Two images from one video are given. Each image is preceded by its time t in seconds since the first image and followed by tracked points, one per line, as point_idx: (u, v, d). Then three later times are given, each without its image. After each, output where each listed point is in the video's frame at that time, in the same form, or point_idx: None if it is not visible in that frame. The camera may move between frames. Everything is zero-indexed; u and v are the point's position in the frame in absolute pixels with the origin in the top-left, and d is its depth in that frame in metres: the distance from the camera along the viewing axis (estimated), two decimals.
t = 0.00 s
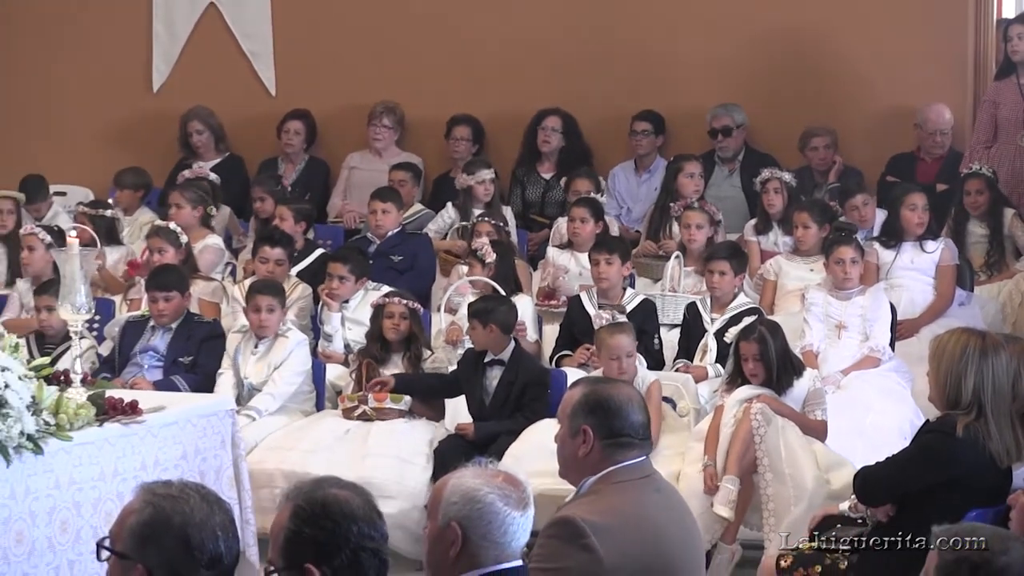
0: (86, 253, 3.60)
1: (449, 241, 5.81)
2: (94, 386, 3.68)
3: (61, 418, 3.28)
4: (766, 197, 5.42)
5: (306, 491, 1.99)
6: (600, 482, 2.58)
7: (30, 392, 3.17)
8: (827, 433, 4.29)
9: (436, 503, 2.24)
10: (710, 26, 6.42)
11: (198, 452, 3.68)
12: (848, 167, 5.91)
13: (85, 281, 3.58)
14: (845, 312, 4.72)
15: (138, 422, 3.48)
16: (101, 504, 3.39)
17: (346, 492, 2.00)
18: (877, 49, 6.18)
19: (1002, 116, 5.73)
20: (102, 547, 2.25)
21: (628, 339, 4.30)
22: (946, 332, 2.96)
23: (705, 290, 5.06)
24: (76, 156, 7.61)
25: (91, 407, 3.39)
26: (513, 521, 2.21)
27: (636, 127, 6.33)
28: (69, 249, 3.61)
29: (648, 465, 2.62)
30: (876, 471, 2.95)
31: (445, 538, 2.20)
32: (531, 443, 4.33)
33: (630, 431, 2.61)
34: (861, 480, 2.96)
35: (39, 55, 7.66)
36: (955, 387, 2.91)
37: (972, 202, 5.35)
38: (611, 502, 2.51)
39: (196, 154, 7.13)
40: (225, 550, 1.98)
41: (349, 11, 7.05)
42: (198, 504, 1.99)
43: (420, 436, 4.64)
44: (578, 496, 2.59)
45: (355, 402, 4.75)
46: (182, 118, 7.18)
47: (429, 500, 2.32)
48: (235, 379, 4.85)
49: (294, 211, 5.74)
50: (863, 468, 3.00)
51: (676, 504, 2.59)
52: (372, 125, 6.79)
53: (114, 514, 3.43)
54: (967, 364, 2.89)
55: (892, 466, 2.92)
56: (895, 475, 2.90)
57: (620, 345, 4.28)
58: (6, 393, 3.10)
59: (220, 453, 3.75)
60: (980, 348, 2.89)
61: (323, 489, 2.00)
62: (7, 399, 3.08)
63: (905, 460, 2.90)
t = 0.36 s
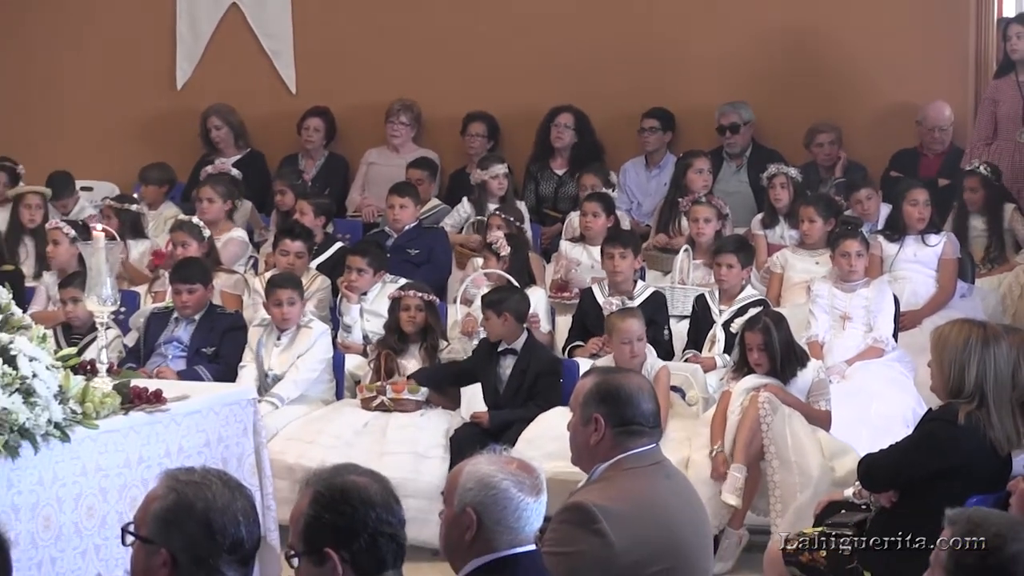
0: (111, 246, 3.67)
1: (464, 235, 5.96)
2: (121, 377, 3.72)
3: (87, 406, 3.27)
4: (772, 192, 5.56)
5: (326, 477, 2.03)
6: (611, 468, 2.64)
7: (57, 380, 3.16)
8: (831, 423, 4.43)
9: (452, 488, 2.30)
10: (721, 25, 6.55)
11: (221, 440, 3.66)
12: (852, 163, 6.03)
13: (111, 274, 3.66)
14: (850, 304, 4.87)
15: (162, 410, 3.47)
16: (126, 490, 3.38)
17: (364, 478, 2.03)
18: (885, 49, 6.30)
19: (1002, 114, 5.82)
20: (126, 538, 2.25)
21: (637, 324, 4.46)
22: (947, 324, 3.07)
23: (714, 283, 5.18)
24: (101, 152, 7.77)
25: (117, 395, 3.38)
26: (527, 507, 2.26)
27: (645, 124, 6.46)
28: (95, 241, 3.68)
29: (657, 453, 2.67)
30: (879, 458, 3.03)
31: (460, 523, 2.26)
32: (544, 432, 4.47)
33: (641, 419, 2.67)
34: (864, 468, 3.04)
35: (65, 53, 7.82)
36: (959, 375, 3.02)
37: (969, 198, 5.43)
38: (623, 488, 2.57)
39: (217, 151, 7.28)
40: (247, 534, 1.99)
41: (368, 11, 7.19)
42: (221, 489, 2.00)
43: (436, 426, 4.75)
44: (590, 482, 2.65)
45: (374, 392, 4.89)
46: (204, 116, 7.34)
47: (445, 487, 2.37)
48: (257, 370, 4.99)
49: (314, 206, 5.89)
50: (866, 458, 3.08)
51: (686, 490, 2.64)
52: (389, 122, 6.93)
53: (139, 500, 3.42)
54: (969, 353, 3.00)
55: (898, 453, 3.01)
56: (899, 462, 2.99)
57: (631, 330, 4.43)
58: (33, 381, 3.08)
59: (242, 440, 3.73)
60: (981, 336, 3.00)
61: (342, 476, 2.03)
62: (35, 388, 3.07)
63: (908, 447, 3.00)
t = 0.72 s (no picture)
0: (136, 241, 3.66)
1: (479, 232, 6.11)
2: (145, 367, 3.80)
3: (113, 397, 3.32)
4: (779, 190, 5.67)
5: (343, 466, 2.06)
6: (621, 459, 2.70)
7: (83, 371, 3.20)
8: (835, 416, 4.56)
9: (466, 478, 2.32)
10: (731, 28, 6.68)
11: (242, 430, 3.71)
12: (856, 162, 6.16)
13: (135, 268, 3.65)
14: (854, 300, 4.98)
15: (184, 401, 3.53)
16: (150, 478, 3.44)
17: (381, 468, 2.07)
18: (890, 53, 6.43)
19: (1002, 115, 5.93)
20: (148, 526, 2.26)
21: (647, 315, 4.61)
22: (949, 319, 3.16)
23: (721, 278, 5.32)
24: (126, 150, 7.94)
25: (141, 387, 3.42)
26: (539, 497, 2.28)
27: (653, 124, 6.59)
28: (121, 236, 3.66)
29: (666, 444, 2.73)
30: (884, 450, 3.08)
31: (475, 511, 2.29)
32: (560, 425, 4.60)
33: (650, 411, 2.73)
34: (869, 460, 3.09)
35: (91, 53, 7.97)
36: (964, 370, 3.11)
37: (970, 197, 5.53)
38: (633, 477, 2.63)
39: (237, 149, 7.42)
40: (267, 522, 2.00)
41: (386, 12, 7.34)
42: (242, 478, 2.01)
43: (451, 416, 4.89)
44: (601, 473, 2.71)
45: (390, 384, 5.01)
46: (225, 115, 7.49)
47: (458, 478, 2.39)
48: (275, 362, 5.12)
49: (333, 202, 6.05)
50: (869, 449, 3.13)
51: (693, 480, 2.71)
52: (406, 121, 7.07)
53: (162, 488, 3.47)
54: (974, 349, 3.10)
55: (900, 445, 3.09)
56: (905, 454, 3.06)
57: (641, 321, 4.59)
58: (60, 372, 3.11)
59: (262, 431, 3.78)
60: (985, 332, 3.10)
61: (359, 465, 2.06)
62: (61, 378, 3.10)
63: (913, 440, 3.07)
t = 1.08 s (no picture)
0: (160, 244, 3.77)
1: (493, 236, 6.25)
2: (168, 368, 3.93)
3: (138, 395, 3.46)
4: (785, 196, 5.82)
5: (361, 464, 2.04)
6: (632, 458, 2.76)
7: (109, 370, 3.32)
8: (840, 415, 4.68)
9: (479, 475, 2.31)
10: (740, 38, 6.81)
11: (263, 428, 3.82)
12: (860, 169, 6.28)
13: (160, 270, 3.78)
14: (858, 303, 5.12)
15: (207, 400, 3.65)
16: (173, 474, 3.55)
17: (398, 466, 2.03)
18: (894, 63, 6.57)
19: (1003, 123, 6.04)
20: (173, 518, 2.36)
21: (655, 316, 4.76)
22: (947, 325, 3.26)
23: (729, 281, 5.44)
24: (150, 155, 8.11)
25: (165, 385, 3.56)
26: (551, 495, 2.27)
27: (662, 131, 6.74)
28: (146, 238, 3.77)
29: (675, 443, 2.79)
30: (887, 448, 3.20)
31: (488, 508, 2.28)
32: (572, 422, 4.73)
33: (659, 411, 2.79)
34: (873, 457, 3.21)
35: (116, 61, 8.15)
36: (964, 371, 3.21)
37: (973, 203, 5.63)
38: (644, 475, 2.69)
39: (259, 155, 7.59)
40: (288, 518, 2.03)
41: (404, 21, 7.49)
42: (263, 475, 2.04)
43: (466, 415, 5.02)
44: (612, 471, 2.77)
45: (407, 382, 5.18)
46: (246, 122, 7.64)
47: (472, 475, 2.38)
48: (294, 363, 5.24)
49: (352, 207, 6.21)
50: (874, 446, 3.24)
51: (701, 478, 2.77)
52: (423, 128, 7.23)
53: (185, 484, 3.59)
54: (972, 351, 3.20)
55: (903, 444, 3.20)
56: (908, 451, 3.17)
57: (650, 321, 4.74)
58: (86, 371, 3.24)
59: (282, 429, 3.89)
60: (980, 333, 3.20)
61: (376, 463, 2.02)
62: (88, 377, 3.22)
63: (916, 438, 3.18)
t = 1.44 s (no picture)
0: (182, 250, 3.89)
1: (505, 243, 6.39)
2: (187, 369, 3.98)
3: (158, 398, 3.50)
4: (790, 205, 5.93)
5: (377, 465, 2.12)
6: (640, 459, 2.83)
7: (131, 373, 3.33)
8: (841, 417, 4.82)
9: (490, 477, 2.39)
10: (745, 50, 6.97)
11: (281, 429, 3.93)
12: (862, 178, 6.42)
13: (180, 275, 3.88)
14: (860, 308, 5.25)
15: (227, 401, 3.73)
16: (193, 474, 3.62)
17: (412, 467, 2.13)
18: (894, 74, 6.72)
19: (1001, 132, 5.98)
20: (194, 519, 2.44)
21: (664, 320, 4.88)
22: (931, 337, 3.44)
23: (734, 287, 5.58)
24: (169, 162, 8.27)
25: (185, 387, 3.61)
26: (561, 496, 2.35)
27: (668, 141, 6.88)
28: (167, 246, 3.89)
29: (682, 445, 2.86)
30: (887, 450, 3.33)
31: (499, 510, 2.36)
32: (582, 424, 4.88)
33: (666, 414, 2.85)
34: (873, 458, 3.33)
35: (137, 70, 8.31)
36: (955, 378, 3.39)
37: (974, 212, 5.76)
38: (652, 477, 2.76)
39: (277, 163, 7.74)
40: (305, 519, 2.09)
41: (418, 33, 7.65)
42: (281, 475, 2.10)
43: (478, 417, 5.17)
44: (620, 472, 2.84)
45: (420, 384, 5.29)
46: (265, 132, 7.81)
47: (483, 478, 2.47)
48: (311, 366, 5.41)
49: (367, 214, 6.37)
50: (873, 448, 3.37)
51: (706, 479, 2.84)
52: (436, 138, 7.37)
53: (204, 484, 3.66)
54: (960, 357, 3.38)
55: (903, 444, 3.33)
56: (908, 452, 3.30)
57: (658, 325, 4.86)
58: (109, 374, 3.25)
59: (299, 430, 4.00)
60: (965, 339, 3.39)
61: (392, 464, 2.12)
62: (110, 380, 3.23)
63: (915, 440, 3.31)
